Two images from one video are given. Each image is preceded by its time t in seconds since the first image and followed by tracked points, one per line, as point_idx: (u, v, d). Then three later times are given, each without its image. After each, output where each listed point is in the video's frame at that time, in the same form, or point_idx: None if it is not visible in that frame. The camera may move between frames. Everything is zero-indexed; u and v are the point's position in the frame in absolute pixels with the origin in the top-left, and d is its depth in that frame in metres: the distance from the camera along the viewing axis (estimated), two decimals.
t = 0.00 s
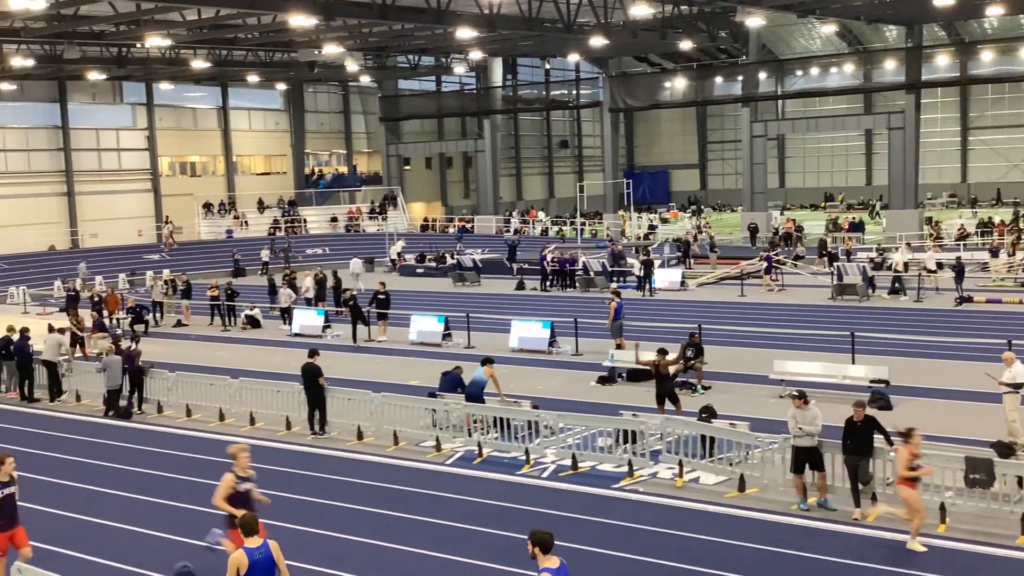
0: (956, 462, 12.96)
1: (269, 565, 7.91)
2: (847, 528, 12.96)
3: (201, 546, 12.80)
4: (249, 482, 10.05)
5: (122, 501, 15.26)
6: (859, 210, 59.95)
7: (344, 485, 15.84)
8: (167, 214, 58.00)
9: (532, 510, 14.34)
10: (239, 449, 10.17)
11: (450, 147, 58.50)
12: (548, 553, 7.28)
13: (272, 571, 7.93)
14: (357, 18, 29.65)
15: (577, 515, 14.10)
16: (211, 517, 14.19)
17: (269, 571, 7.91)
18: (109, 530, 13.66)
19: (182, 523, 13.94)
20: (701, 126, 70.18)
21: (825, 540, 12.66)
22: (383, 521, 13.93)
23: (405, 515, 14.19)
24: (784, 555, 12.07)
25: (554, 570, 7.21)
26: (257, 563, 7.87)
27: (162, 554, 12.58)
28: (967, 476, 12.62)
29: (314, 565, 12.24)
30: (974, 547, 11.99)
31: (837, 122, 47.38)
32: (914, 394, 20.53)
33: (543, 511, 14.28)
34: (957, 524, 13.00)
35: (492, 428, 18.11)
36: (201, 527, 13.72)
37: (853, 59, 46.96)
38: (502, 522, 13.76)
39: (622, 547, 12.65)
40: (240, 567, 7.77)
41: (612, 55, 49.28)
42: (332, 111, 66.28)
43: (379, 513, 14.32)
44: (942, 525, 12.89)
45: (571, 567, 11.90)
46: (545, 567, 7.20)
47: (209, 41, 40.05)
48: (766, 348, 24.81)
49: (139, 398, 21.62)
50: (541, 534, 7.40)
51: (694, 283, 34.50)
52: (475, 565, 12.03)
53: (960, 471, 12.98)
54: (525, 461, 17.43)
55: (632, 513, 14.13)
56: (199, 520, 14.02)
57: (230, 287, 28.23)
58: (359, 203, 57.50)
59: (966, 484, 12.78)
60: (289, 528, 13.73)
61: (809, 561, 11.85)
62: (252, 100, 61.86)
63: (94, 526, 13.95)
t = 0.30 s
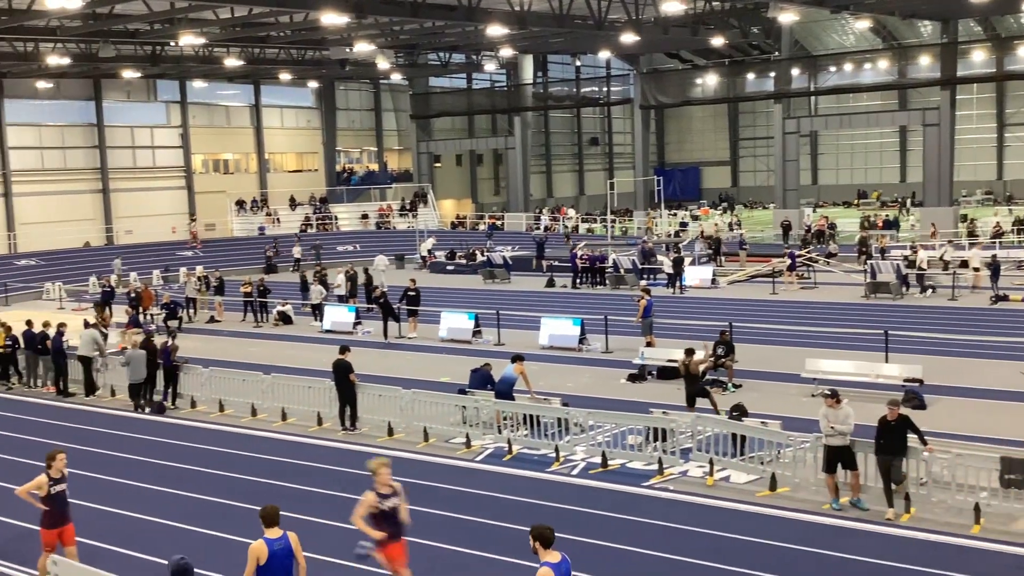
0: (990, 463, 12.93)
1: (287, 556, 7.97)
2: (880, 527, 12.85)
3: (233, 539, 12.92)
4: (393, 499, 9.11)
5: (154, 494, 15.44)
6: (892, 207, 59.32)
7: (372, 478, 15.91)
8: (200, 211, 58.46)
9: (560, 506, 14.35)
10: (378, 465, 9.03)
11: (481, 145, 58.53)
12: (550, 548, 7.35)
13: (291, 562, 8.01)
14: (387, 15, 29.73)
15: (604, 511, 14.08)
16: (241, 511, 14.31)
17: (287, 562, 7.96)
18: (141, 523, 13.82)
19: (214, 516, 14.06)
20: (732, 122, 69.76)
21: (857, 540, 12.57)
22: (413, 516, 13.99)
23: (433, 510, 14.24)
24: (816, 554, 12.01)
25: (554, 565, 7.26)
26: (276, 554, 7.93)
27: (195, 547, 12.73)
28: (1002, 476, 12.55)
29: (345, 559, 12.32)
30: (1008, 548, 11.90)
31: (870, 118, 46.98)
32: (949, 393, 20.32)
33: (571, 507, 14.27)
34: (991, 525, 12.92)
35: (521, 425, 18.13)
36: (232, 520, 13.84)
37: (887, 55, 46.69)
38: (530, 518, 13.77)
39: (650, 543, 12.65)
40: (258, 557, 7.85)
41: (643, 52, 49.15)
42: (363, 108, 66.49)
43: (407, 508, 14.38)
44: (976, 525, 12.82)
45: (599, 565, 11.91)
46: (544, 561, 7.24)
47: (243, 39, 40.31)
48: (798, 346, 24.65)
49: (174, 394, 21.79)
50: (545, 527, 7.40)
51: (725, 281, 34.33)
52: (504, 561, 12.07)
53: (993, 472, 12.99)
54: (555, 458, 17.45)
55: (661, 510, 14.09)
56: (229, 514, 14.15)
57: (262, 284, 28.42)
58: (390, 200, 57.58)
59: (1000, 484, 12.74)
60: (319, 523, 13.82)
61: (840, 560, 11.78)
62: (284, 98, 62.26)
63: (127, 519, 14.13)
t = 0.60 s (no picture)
0: None
1: (309, 545, 8.34)
2: (913, 527, 12.75)
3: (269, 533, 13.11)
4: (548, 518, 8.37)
5: (188, 488, 15.63)
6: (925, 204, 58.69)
7: (403, 476, 16.01)
8: (233, 208, 58.99)
9: (589, 505, 14.36)
10: (533, 479, 8.39)
11: (512, 142, 58.60)
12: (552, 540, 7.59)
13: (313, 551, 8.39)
14: (419, 13, 29.80)
15: (633, 509, 14.08)
16: (272, 506, 14.45)
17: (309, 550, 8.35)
18: (175, 518, 14.00)
19: (247, 511, 14.21)
20: (764, 119, 69.28)
21: (890, 540, 12.46)
22: (443, 513, 14.07)
23: (463, 507, 14.30)
24: (847, 553, 11.95)
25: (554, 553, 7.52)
26: (299, 543, 8.34)
27: (228, 540, 12.90)
28: None
29: (377, 556, 12.41)
30: None
31: (904, 115, 46.49)
32: (985, 392, 20.06)
33: (600, 505, 14.29)
34: None
35: (551, 422, 18.11)
36: (263, 514, 13.97)
37: (921, 51, 46.18)
38: (558, 516, 13.80)
39: (680, 541, 12.64)
40: (284, 544, 8.22)
41: (675, 48, 48.97)
42: (394, 106, 66.71)
43: (438, 505, 14.47)
44: (1011, 526, 12.74)
45: (629, 563, 11.92)
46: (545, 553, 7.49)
47: (275, 38, 40.61)
48: (830, 345, 24.45)
49: (207, 388, 22.04)
50: (544, 518, 7.64)
51: (756, 279, 34.13)
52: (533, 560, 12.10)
53: None
54: (585, 456, 17.43)
55: (690, 508, 14.06)
56: (261, 509, 14.31)
57: (294, 281, 28.61)
58: (420, 197, 57.74)
59: None
60: (350, 519, 13.93)
61: (873, 559, 11.71)
62: (316, 95, 62.65)
63: (161, 513, 14.31)
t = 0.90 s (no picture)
0: None
1: (321, 537, 8.41)
2: (944, 527, 12.63)
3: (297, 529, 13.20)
4: (700, 547, 7.23)
5: (219, 484, 15.76)
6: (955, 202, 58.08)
7: (430, 473, 16.06)
8: (263, 205, 59.42)
9: (616, 503, 14.34)
10: (683, 502, 7.29)
11: (539, 140, 58.58)
12: (552, 533, 7.73)
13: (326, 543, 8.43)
14: (447, 11, 29.83)
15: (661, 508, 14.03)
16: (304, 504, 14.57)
17: (321, 543, 8.40)
18: (208, 512, 14.15)
19: (275, 506, 14.31)
20: (794, 116, 68.78)
21: (922, 541, 12.33)
22: (470, 510, 14.09)
23: (492, 504, 14.32)
24: (876, 553, 11.87)
25: (554, 548, 7.65)
26: (311, 535, 8.41)
27: (257, 535, 13.00)
28: None
29: (407, 552, 12.46)
30: None
31: (936, 112, 45.98)
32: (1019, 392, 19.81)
33: (627, 504, 14.26)
34: None
35: (578, 420, 18.08)
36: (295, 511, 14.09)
37: (954, 47, 45.59)
38: (585, 514, 13.79)
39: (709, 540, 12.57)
40: (297, 538, 8.29)
41: (703, 45, 48.79)
42: (422, 104, 66.88)
43: (465, 502, 14.51)
44: None
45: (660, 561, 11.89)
46: (547, 546, 7.63)
47: (305, 36, 40.85)
48: (860, 344, 24.24)
49: (237, 385, 22.21)
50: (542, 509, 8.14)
51: (785, 277, 33.92)
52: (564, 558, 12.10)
53: None
54: (612, 454, 17.41)
55: (718, 508, 13.98)
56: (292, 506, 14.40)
57: (322, 278, 28.74)
58: (448, 195, 57.80)
59: None
60: (379, 516, 13.99)
61: (901, 560, 11.63)
62: (345, 94, 62.91)
63: (193, 507, 14.45)
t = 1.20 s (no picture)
0: None
1: (330, 530, 8.64)
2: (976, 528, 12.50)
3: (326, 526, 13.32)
4: None
5: (250, 479, 15.87)
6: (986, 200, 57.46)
7: (458, 470, 16.11)
8: (293, 203, 59.83)
9: (644, 501, 14.31)
10: (850, 526, 6.62)
11: (568, 138, 58.53)
12: (549, 530, 7.80)
13: (334, 535, 8.68)
14: (476, 9, 29.84)
15: (690, 506, 13.97)
16: (334, 501, 14.65)
17: (330, 535, 8.64)
18: (239, 507, 14.25)
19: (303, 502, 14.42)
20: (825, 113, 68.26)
21: (956, 542, 12.21)
22: (498, 506, 14.12)
23: (520, 502, 14.33)
24: (905, 553, 11.78)
25: (551, 546, 7.75)
26: (318, 527, 8.65)
27: (286, 530, 13.11)
28: None
29: (436, 549, 12.51)
30: None
31: (970, 109, 45.43)
32: None
33: (656, 502, 14.22)
34: None
35: (606, 418, 18.00)
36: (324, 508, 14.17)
37: (988, 43, 44.95)
38: (612, 512, 13.78)
39: (739, 539, 12.51)
40: (304, 530, 8.56)
41: (733, 42, 48.50)
42: (450, 101, 66.97)
43: (493, 499, 14.54)
44: None
45: (690, 559, 11.85)
46: (544, 543, 7.72)
47: (335, 34, 41.03)
48: (892, 343, 24.01)
49: (267, 381, 22.36)
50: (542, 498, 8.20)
51: (816, 275, 33.67)
52: (593, 557, 12.09)
53: None
54: (641, 453, 17.36)
55: (748, 507, 13.90)
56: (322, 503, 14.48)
57: (351, 275, 28.89)
58: (477, 193, 57.84)
59: None
60: (408, 512, 14.04)
61: (932, 560, 11.53)
62: (374, 92, 63.13)
63: (224, 502, 14.56)
